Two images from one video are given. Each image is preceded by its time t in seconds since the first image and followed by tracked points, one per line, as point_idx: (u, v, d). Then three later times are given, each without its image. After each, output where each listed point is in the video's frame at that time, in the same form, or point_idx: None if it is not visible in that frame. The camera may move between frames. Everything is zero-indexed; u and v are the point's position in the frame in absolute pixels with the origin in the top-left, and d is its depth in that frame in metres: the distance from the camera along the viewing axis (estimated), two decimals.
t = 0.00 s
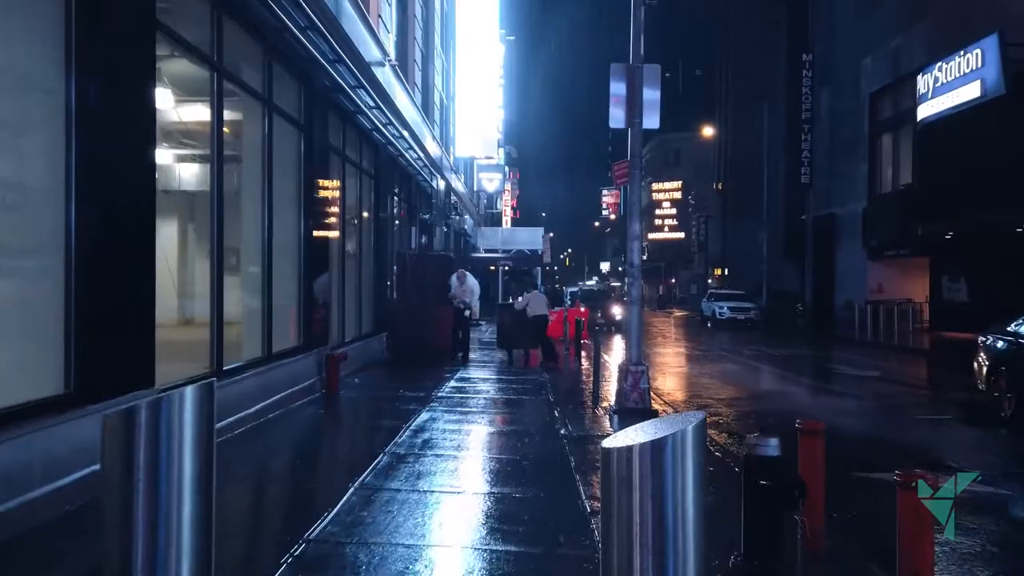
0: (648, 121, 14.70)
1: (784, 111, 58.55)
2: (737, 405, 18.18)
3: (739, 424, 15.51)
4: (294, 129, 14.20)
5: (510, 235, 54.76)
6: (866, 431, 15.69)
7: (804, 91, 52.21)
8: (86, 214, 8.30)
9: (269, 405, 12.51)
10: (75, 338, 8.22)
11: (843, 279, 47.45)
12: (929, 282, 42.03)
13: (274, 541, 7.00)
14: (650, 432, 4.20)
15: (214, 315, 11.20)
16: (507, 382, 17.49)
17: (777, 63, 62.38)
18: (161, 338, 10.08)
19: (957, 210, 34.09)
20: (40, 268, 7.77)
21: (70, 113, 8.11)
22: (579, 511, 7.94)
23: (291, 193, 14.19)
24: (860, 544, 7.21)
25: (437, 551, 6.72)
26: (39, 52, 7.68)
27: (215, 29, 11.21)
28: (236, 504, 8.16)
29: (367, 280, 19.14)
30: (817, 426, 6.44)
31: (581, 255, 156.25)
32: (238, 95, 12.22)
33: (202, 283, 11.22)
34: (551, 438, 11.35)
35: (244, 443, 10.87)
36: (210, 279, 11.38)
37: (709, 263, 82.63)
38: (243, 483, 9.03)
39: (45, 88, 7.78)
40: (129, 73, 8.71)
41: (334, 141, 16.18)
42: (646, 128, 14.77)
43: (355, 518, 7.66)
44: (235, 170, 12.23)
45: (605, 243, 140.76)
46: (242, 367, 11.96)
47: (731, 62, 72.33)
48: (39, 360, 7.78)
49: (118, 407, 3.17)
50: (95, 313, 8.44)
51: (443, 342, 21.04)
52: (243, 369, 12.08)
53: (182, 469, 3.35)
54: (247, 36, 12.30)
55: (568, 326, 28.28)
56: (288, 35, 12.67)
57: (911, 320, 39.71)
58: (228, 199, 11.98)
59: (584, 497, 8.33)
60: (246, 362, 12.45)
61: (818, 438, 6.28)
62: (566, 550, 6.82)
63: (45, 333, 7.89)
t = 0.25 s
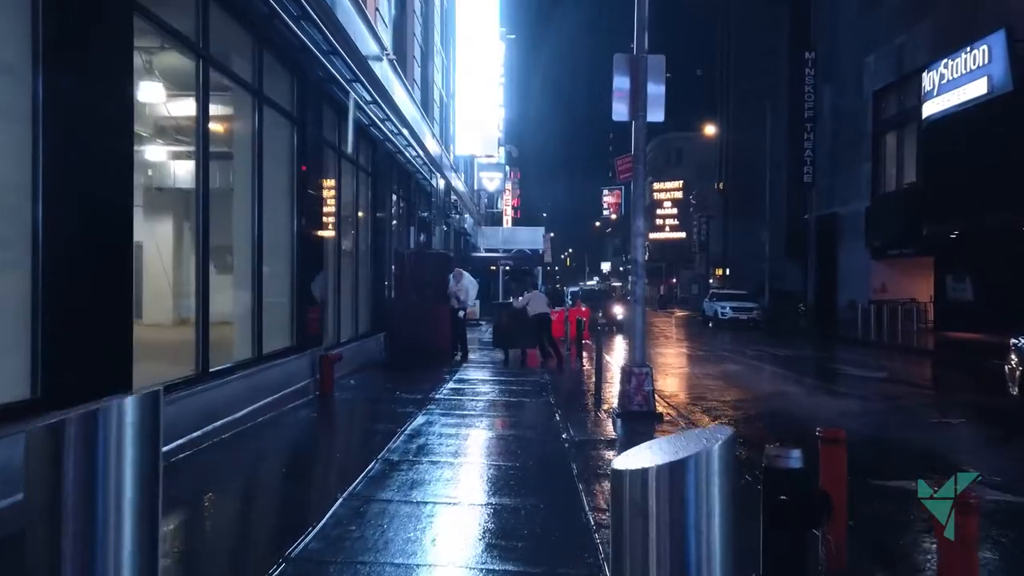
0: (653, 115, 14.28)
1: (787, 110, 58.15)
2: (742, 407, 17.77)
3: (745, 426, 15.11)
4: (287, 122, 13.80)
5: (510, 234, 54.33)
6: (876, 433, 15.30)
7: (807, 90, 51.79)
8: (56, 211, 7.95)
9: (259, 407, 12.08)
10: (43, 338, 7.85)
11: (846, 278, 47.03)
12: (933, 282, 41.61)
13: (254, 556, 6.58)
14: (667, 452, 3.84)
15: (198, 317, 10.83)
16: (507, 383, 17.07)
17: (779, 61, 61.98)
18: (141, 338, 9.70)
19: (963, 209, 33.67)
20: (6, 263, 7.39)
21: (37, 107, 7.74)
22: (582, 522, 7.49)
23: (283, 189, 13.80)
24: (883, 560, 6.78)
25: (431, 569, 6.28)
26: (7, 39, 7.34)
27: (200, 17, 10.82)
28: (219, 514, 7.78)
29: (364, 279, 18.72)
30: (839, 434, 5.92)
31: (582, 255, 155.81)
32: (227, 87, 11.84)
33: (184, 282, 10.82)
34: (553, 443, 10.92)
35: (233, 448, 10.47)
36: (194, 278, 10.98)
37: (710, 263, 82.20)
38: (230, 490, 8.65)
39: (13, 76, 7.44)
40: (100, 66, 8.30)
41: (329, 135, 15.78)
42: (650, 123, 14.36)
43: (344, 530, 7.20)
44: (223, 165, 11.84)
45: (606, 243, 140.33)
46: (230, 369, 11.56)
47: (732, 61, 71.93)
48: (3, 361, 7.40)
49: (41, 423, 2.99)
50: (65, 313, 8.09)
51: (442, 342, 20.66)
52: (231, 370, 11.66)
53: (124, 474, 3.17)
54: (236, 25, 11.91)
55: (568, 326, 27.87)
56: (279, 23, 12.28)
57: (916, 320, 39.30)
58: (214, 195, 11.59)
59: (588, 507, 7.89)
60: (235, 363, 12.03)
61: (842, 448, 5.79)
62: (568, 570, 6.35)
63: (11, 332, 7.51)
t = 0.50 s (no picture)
0: (655, 113, 13.97)
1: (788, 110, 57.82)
2: (745, 411, 17.49)
3: (749, 432, 14.83)
4: (280, 121, 13.50)
5: (510, 235, 54.06)
6: (881, 438, 15.02)
7: (809, 89, 51.48)
8: (56, 210, 7.95)
9: (251, 413, 11.79)
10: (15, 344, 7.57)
11: (849, 279, 46.72)
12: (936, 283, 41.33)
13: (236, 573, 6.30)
14: (677, 491, 3.61)
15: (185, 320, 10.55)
16: (506, 387, 16.76)
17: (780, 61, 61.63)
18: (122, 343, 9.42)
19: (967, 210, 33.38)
20: None
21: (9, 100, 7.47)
22: (582, 540, 7.18)
23: (276, 189, 13.50)
24: None
25: None
26: None
27: (188, 12, 10.53)
28: (208, 526, 7.51)
29: (361, 281, 18.43)
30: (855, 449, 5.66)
31: (583, 255, 155.42)
32: (217, 85, 11.53)
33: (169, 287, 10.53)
34: (554, 451, 10.62)
35: (223, 456, 10.19)
36: (180, 281, 10.70)
37: (711, 264, 81.85)
38: (220, 500, 8.38)
39: None
40: (96, 65, 8.41)
41: (325, 134, 15.47)
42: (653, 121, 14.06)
43: (334, 547, 6.88)
44: (211, 165, 11.56)
45: (607, 243, 139.92)
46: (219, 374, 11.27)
47: (733, 60, 71.58)
48: None
49: None
50: (41, 319, 7.80)
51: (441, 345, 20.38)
52: (220, 376, 11.37)
53: (56, 489, 3.49)
54: (228, 22, 11.61)
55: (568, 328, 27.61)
56: (272, 20, 11.99)
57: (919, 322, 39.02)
58: (202, 196, 11.30)
59: (589, 524, 7.58)
60: (225, 368, 11.72)
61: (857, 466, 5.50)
62: None
63: None
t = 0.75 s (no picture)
0: (659, 102, 13.53)
1: (790, 108, 57.34)
2: (750, 410, 17.07)
3: (755, 431, 14.41)
4: (270, 110, 13.07)
5: (511, 234, 53.64)
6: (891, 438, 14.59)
7: (812, 86, 51.01)
8: (58, 200, 7.92)
9: (237, 413, 11.37)
10: None
11: (853, 278, 46.23)
12: (941, 282, 40.88)
13: None
14: (687, 509, 3.16)
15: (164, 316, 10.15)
16: (506, 386, 16.32)
17: (783, 58, 61.18)
18: (98, 337, 9.06)
19: (974, 207, 32.93)
20: None
21: None
22: (582, 546, 6.72)
23: (265, 182, 13.08)
24: None
25: None
26: None
27: None
28: (187, 531, 7.10)
29: (356, 277, 18.01)
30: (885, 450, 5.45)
31: (584, 255, 154.89)
32: (202, 71, 11.14)
33: (147, 282, 10.11)
34: (553, 452, 10.18)
35: (207, 458, 9.77)
36: (161, 275, 10.29)
37: (713, 263, 81.32)
38: (200, 503, 7.96)
39: None
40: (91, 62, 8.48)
41: (318, 125, 15.05)
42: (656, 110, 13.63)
43: (316, 553, 6.44)
44: (198, 156, 11.19)
45: (609, 243, 139.30)
46: (203, 372, 10.87)
47: (735, 58, 71.14)
48: None
49: None
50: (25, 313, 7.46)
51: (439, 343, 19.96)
52: (205, 374, 10.95)
53: None
54: (216, 5, 11.20)
55: (569, 326, 27.22)
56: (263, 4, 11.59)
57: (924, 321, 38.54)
58: (185, 187, 10.90)
59: (590, 530, 7.15)
60: (209, 365, 11.28)
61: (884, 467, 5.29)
62: None
63: None
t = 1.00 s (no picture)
0: (663, 100, 13.17)
1: (792, 107, 56.97)
2: (756, 415, 16.69)
3: (761, 437, 14.05)
4: (262, 109, 12.74)
5: (511, 234, 53.31)
6: (899, 444, 14.23)
7: (814, 86, 50.64)
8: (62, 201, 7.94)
9: (226, 423, 11.03)
10: None
11: (856, 279, 45.88)
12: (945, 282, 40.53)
13: None
14: None
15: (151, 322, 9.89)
16: (507, 393, 15.96)
17: (784, 57, 60.84)
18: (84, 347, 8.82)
19: (978, 208, 32.62)
20: None
21: None
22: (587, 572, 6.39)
23: (257, 182, 12.76)
24: None
25: None
26: None
27: None
28: (174, 550, 6.80)
29: (353, 280, 17.66)
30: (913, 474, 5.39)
31: (585, 254, 154.48)
32: (190, 69, 10.82)
33: (134, 287, 9.87)
34: (554, 464, 9.83)
35: (194, 471, 9.43)
36: (148, 281, 10.00)
37: (715, 263, 80.97)
38: (186, 521, 7.61)
39: None
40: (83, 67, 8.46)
41: (312, 124, 14.71)
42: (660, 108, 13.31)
43: None
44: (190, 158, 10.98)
45: (610, 243, 138.95)
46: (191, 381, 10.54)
47: (736, 58, 70.79)
48: None
49: None
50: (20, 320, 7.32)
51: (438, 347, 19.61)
52: (193, 383, 10.61)
53: None
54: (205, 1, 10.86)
55: (568, 328, 26.87)
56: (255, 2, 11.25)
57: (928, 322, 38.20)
58: (173, 190, 10.58)
59: (595, 555, 6.82)
60: (198, 374, 10.93)
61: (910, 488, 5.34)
62: None
63: None
